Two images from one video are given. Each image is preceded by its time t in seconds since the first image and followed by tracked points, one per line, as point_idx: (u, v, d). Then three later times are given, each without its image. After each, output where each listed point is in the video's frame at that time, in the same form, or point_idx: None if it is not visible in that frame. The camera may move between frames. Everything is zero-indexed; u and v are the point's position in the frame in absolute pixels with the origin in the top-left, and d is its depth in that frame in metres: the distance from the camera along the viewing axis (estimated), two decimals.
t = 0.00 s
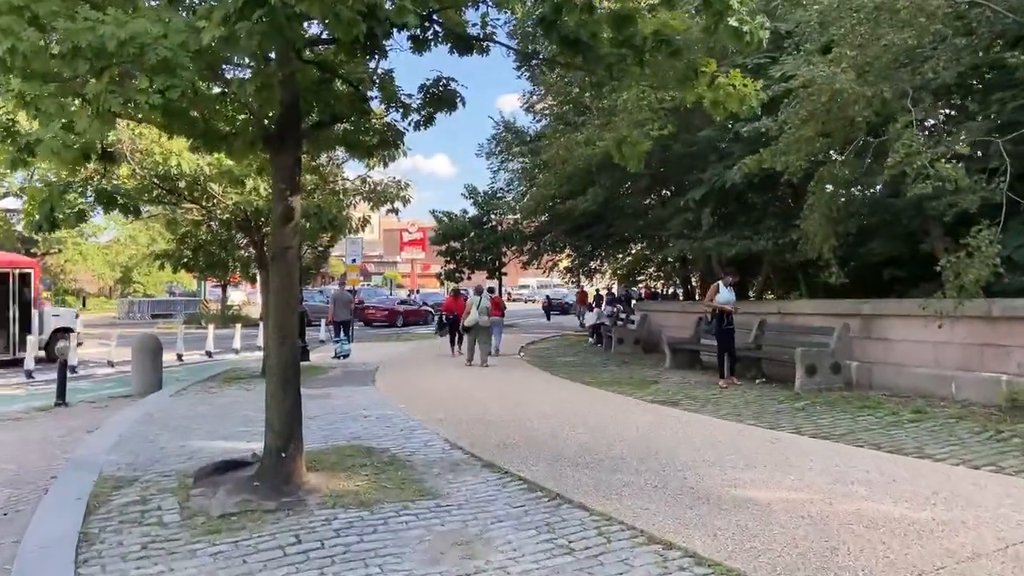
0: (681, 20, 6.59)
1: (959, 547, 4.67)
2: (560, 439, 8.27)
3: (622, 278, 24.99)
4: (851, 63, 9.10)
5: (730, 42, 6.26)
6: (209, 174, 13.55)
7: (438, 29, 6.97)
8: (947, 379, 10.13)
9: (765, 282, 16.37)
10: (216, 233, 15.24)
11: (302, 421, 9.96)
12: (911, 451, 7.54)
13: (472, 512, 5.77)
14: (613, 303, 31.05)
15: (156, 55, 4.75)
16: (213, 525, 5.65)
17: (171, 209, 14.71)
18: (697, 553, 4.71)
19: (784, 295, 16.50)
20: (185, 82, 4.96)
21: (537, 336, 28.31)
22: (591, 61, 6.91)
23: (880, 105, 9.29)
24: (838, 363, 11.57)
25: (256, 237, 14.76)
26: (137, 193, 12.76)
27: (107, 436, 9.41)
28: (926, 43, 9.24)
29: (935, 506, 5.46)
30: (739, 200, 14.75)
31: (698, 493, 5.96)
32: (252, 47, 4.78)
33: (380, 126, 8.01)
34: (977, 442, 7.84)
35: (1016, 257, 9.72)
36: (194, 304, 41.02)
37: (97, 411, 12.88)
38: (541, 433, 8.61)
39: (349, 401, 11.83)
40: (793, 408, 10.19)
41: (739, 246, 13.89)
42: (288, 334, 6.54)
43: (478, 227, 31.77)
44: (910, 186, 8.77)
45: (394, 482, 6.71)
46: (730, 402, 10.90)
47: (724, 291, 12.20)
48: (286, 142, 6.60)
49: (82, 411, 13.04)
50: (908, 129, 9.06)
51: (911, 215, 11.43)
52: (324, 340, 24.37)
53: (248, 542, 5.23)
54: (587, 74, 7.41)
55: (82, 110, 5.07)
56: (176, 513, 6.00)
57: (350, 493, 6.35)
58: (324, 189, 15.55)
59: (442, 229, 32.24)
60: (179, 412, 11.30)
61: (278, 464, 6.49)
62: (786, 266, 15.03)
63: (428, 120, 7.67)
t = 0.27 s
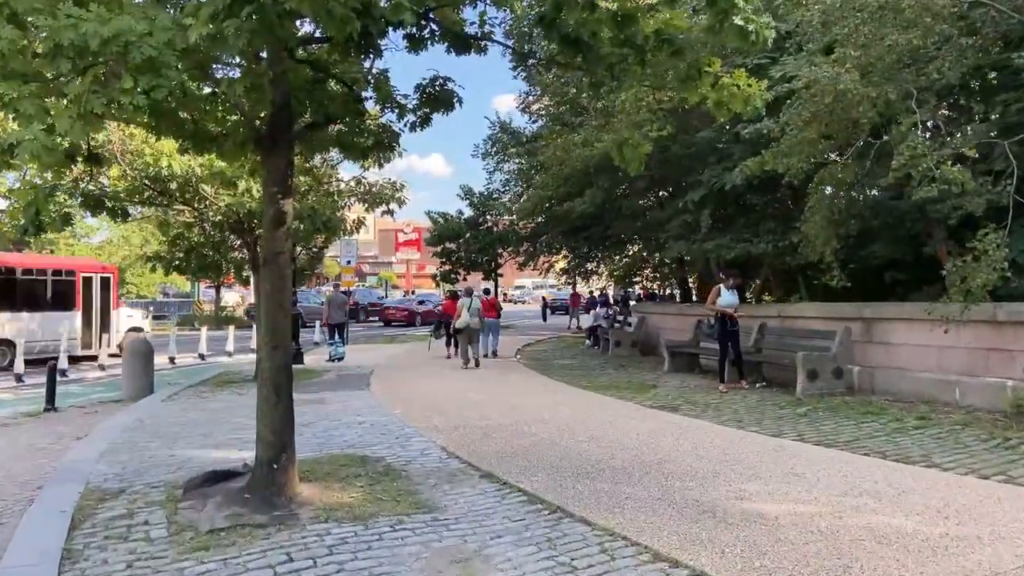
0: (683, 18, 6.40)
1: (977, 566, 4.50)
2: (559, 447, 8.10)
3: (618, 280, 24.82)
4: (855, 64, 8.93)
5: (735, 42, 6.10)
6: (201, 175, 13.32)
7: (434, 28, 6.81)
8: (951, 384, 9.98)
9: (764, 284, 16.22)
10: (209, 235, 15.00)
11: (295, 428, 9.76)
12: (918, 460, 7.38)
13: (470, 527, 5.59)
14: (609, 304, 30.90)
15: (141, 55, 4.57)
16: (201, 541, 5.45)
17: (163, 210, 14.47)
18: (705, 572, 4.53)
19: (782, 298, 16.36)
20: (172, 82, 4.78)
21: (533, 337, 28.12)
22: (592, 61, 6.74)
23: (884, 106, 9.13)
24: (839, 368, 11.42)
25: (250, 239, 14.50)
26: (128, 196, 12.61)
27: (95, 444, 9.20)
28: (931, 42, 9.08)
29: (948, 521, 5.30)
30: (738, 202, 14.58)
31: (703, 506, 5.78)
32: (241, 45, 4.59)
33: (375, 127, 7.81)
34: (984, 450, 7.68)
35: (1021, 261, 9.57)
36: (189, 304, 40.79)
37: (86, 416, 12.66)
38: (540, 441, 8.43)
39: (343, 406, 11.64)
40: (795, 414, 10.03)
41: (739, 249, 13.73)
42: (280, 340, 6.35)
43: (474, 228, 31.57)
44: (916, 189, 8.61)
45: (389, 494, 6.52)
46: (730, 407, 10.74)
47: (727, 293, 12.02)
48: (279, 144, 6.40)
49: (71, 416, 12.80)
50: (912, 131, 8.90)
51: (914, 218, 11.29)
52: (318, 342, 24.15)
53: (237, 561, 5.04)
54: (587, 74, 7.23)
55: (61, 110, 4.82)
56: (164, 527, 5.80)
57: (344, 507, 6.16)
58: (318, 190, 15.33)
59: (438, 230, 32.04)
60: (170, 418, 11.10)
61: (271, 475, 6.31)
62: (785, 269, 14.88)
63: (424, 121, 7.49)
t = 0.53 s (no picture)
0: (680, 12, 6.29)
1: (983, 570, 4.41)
2: (553, 448, 7.98)
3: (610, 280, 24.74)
4: (851, 61, 8.85)
5: (733, 35, 6.00)
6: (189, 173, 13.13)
7: (426, 21, 6.70)
8: (946, 384, 9.91)
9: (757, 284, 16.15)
10: (197, 234, 14.78)
11: (285, 430, 9.60)
12: (916, 460, 7.29)
13: (464, 531, 5.45)
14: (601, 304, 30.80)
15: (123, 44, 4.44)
16: (187, 547, 5.29)
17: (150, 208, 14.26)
18: None
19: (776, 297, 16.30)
20: (154, 73, 4.63)
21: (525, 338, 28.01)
22: (588, 55, 6.61)
23: (879, 104, 9.06)
24: (834, 367, 11.36)
25: (238, 238, 14.27)
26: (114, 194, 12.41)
27: (80, 446, 9.01)
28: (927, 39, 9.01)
29: (950, 523, 5.20)
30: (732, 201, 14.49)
31: (702, 508, 5.67)
32: (227, 33, 4.46)
33: (366, 123, 7.66)
34: (982, 451, 7.60)
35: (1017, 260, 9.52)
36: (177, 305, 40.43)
37: (71, 418, 12.45)
38: (534, 443, 8.31)
39: (333, 408, 11.48)
40: (791, 413, 9.95)
41: (732, 248, 13.64)
42: (268, 340, 6.20)
43: (465, 228, 31.42)
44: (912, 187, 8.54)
45: (380, 498, 6.38)
46: (725, 407, 10.64)
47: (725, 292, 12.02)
48: (267, 138, 6.25)
49: (56, 418, 12.57)
50: (908, 128, 8.83)
51: (909, 217, 11.23)
52: (309, 343, 23.94)
53: (223, 568, 4.89)
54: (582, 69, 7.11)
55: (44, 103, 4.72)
56: (149, 533, 5.64)
57: (334, 511, 6.01)
58: (308, 189, 15.15)
59: (429, 230, 31.88)
60: (156, 420, 10.91)
61: (259, 479, 6.16)
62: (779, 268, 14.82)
63: (416, 116, 7.36)
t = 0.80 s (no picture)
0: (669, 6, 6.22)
1: (974, 569, 4.39)
2: (542, 448, 7.92)
3: (597, 279, 24.70)
4: (839, 59, 8.84)
5: (722, 31, 5.95)
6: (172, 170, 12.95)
7: (413, 15, 6.60)
8: (932, 381, 9.94)
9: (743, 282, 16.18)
10: (181, 232, 14.58)
11: (269, 430, 9.48)
12: (904, 458, 7.30)
13: (451, 533, 5.38)
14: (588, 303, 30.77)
15: (102, 36, 4.32)
16: (168, 551, 5.19)
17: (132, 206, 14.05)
18: None
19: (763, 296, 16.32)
20: (134, 66, 4.51)
21: (512, 336, 27.97)
22: (577, 52, 6.52)
23: (867, 102, 9.05)
24: (820, 365, 11.38)
25: (223, 238, 14.03)
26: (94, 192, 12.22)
27: (60, 447, 8.85)
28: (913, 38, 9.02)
29: (939, 522, 5.18)
30: (719, 199, 14.54)
31: (691, 508, 5.63)
32: (209, 25, 4.37)
33: (351, 119, 7.54)
34: (969, 448, 7.62)
35: (1002, 258, 9.55)
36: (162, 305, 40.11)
37: (51, 418, 12.26)
38: (522, 442, 8.25)
39: (319, 407, 11.37)
40: (778, 411, 9.95)
41: (720, 246, 13.63)
42: (251, 340, 6.10)
43: (453, 227, 31.33)
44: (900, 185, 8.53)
45: (366, 499, 6.29)
46: (712, 406, 10.63)
47: (720, 291, 12.13)
48: (250, 134, 6.14)
49: (36, 419, 12.37)
50: (895, 126, 8.83)
51: (895, 215, 11.26)
52: (294, 342, 23.78)
53: (205, 572, 4.78)
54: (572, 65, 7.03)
55: (21, 97, 4.61)
56: (130, 536, 5.53)
57: (320, 513, 5.93)
58: (293, 187, 15.01)
59: (416, 228, 31.78)
60: (138, 420, 10.74)
61: (243, 481, 6.07)
62: (765, 266, 14.84)
63: (403, 112, 7.27)
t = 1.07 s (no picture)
0: None
1: (956, 564, 4.40)
2: (528, 444, 7.90)
3: (584, 273, 24.70)
4: (825, 53, 8.81)
5: (708, 25, 5.91)
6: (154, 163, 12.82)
7: (397, 7, 6.53)
8: (916, 375, 9.99)
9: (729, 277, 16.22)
10: (163, 226, 14.43)
11: (253, 426, 9.40)
12: (888, 452, 7.33)
13: (436, 531, 5.35)
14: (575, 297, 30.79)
15: (75, 28, 4.22)
16: (149, 550, 5.12)
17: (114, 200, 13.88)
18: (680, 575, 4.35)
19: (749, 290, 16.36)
20: (110, 58, 4.43)
21: (499, 331, 27.94)
22: (561, 45, 6.54)
23: (853, 97, 9.05)
24: (805, 360, 11.42)
25: (206, 232, 13.90)
26: (75, 186, 12.07)
27: (40, 445, 8.74)
28: (898, 33, 9.02)
29: (922, 516, 5.20)
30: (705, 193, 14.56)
31: (675, 503, 5.62)
32: (185, 16, 4.33)
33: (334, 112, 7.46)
34: (952, 442, 7.67)
35: (985, 252, 9.61)
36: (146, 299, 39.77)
37: (32, 414, 12.12)
38: (508, 438, 8.23)
39: (304, 403, 11.30)
40: (763, 406, 9.97)
41: (707, 241, 13.64)
42: (233, 337, 6.03)
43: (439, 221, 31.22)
44: (885, 180, 8.54)
45: (351, 496, 6.25)
46: (698, 400, 10.65)
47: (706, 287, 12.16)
48: (232, 127, 6.07)
49: (16, 415, 12.22)
50: (880, 121, 8.84)
51: (880, 210, 11.30)
52: (280, 337, 23.65)
53: (185, 571, 4.72)
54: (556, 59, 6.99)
55: None
56: (110, 535, 5.45)
57: (303, 510, 5.88)
58: (277, 180, 14.88)
59: (403, 223, 31.66)
60: (120, 416, 10.63)
61: (225, 479, 6.00)
62: (751, 261, 14.88)
63: (387, 106, 7.21)
